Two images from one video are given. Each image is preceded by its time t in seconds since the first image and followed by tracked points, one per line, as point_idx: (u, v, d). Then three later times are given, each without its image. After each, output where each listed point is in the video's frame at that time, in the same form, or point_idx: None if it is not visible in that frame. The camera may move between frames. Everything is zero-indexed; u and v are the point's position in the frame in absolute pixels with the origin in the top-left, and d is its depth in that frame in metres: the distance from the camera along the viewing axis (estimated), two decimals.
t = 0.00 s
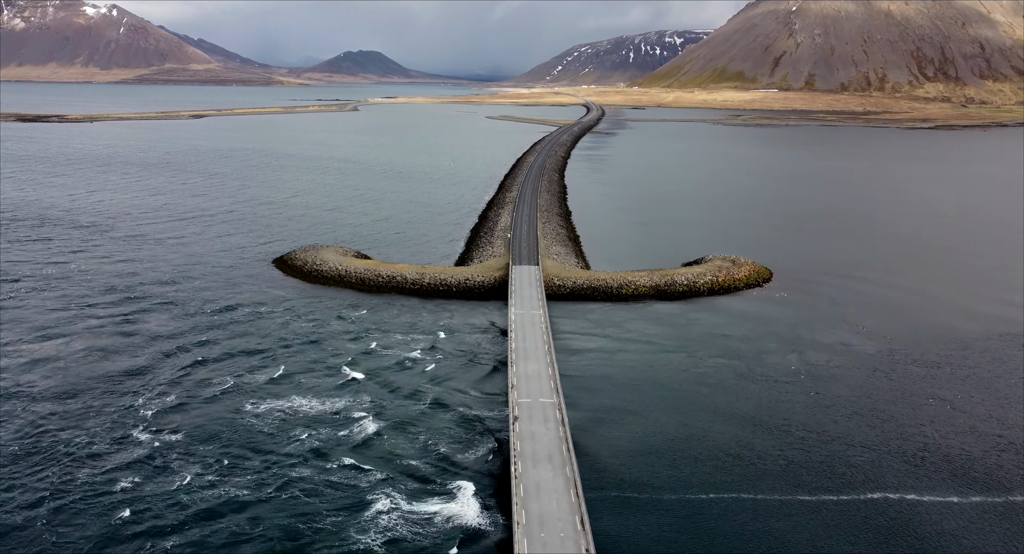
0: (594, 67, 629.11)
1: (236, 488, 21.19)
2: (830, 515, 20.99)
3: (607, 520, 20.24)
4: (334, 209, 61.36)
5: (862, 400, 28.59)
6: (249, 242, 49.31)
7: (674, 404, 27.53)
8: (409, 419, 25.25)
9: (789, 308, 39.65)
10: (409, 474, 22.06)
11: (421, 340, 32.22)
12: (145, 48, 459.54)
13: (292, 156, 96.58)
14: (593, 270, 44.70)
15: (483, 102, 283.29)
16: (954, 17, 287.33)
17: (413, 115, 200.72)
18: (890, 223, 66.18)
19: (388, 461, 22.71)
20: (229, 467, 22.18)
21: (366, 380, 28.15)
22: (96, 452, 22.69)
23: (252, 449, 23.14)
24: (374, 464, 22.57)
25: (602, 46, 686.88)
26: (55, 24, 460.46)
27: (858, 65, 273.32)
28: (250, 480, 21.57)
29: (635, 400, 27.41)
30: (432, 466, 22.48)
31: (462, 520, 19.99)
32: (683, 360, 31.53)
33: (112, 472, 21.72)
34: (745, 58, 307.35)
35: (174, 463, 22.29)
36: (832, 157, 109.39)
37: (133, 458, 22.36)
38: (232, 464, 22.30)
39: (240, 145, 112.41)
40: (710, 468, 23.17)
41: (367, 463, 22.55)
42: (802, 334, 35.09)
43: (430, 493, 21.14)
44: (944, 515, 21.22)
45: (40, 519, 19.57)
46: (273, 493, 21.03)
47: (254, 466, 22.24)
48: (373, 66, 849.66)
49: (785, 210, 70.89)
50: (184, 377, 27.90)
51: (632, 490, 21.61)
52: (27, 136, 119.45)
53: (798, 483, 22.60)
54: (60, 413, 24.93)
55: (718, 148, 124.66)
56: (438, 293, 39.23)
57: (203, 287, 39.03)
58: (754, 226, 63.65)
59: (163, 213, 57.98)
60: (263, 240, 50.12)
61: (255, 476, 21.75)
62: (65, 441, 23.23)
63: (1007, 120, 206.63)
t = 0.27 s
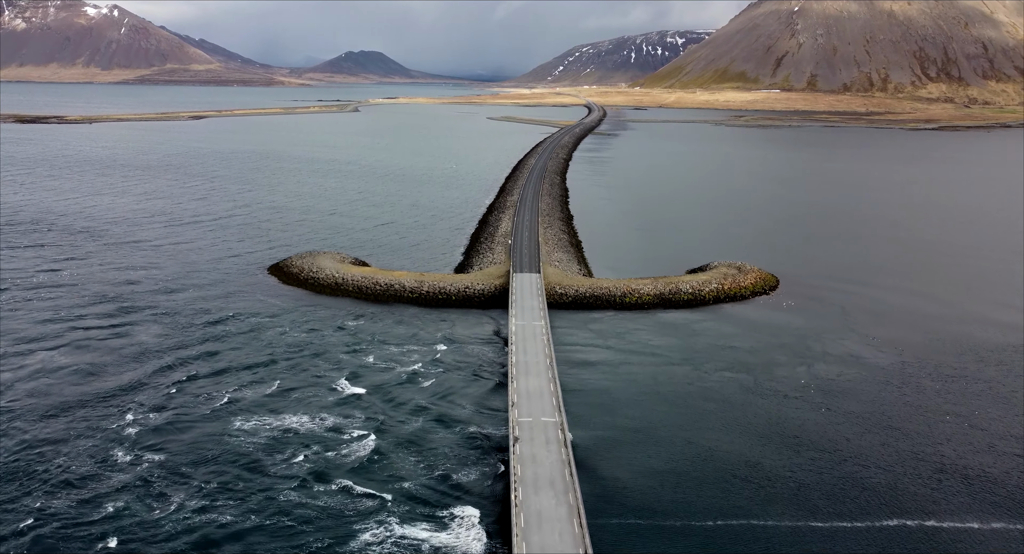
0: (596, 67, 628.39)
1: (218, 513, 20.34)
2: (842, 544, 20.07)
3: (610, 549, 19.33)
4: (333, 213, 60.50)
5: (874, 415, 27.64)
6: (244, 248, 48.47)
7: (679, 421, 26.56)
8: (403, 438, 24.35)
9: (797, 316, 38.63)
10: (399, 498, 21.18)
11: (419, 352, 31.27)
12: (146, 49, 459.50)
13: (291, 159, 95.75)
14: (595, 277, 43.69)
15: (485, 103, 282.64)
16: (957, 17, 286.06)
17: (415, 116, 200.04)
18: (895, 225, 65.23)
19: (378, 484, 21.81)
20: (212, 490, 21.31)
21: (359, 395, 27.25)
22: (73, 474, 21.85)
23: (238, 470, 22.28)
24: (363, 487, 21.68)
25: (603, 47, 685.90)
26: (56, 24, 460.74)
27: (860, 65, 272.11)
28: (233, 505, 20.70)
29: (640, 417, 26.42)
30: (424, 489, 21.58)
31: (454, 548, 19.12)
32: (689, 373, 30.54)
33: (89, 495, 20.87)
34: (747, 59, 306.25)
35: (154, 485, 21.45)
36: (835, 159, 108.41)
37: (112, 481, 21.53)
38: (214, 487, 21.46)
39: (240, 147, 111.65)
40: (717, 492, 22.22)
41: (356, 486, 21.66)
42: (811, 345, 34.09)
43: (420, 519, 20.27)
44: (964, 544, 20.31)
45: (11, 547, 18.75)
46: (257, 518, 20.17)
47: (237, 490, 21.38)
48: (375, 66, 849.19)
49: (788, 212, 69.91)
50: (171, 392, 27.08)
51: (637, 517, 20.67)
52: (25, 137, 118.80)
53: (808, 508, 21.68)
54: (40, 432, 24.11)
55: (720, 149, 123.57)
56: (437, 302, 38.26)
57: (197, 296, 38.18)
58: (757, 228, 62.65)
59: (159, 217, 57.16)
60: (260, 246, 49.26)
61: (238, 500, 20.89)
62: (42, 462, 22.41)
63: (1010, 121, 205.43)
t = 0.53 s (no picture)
0: (597, 67, 627.29)
1: (200, 542, 19.48)
2: None
3: None
4: (331, 218, 59.59)
5: (886, 431, 26.69)
6: (240, 254, 47.57)
7: (684, 439, 25.62)
8: (396, 458, 23.46)
9: (804, 324, 37.64)
10: (390, 525, 20.27)
11: (416, 365, 30.36)
12: (147, 49, 458.86)
13: (290, 161, 94.86)
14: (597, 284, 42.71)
15: (486, 103, 281.74)
16: (959, 16, 284.71)
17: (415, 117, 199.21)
18: (900, 228, 64.27)
19: (368, 509, 20.90)
20: (194, 517, 20.45)
21: (352, 411, 26.35)
22: (50, 498, 20.97)
23: (224, 493, 21.46)
24: (352, 513, 20.77)
25: (604, 46, 684.46)
26: (57, 25, 460.64)
27: (862, 65, 270.74)
28: (216, 534, 19.84)
29: (645, 436, 25.46)
30: (416, 515, 20.67)
31: None
32: (694, 387, 29.55)
33: (65, 523, 20.00)
34: (748, 59, 305.08)
35: (133, 511, 20.59)
36: (838, 160, 107.38)
37: (89, 507, 20.63)
38: (196, 514, 20.58)
39: (238, 149, 110.75)
40: (726, 517, 21.27)
41: (345, 512, 20.76)
42: (820, 356, 33.10)
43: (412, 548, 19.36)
44: None
45: None
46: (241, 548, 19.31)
47: (221, 517, 20.50)
48: (376, 67, 848.42)
49: (792, 214, 68.91)
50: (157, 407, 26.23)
51: (644, 545, 19.74)
52: (22, 139, 117.91)
53: (819, 535, 20.75)
54: (19, 452, 23.24)
55: (721, 151, 122.50)
56: (435, 311, 37.31)
57: (189, 306, 37.31)
58: (761, 231, 61.67)
59: (154, 222, 56.27)
60: (255, 252, 48.35)
61: (221, 528, 20.02)
62: (19, 485, 21.53)
63: (1014, 121, 204.10)
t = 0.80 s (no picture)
0: (598, 67, 626.36)
1: None
2: None
3: None
4: (329, 222, 58.69)
5: (899, 448, 25.67)
6: (236, 260, 46.71)
7: (690, 457, 24.66)
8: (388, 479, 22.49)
9: (813, 333, 36.60)
10: None
11: (413, 378, 29.41)
12: (148, 50, 459.00)
13: (289, 163, 94.04)
14: (600, 292, 41.73)
15: (487, 104, 280.65)
16: (962, 17, 283.44)
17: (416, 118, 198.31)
18: (905, 231, 63.28)
19: (358, 536, 19.97)
20: (175, 545, 19.53)
21: (345, 427, 25.42)
22: (24, 524, 20.01)
23: (206, 519, 20.53)
24: (341, 541, 19.81)
25: (606, 47, 683.54)
26: (58, 26, 460.88)
27: (865, 65, 269.42)
28: None
29: (650, 456, 24.46)
30: (409, 543, 19.71)
31: None
32: (700, 402, 28.57)
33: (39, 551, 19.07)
34: (750, 59, 303.93)
35: (110, 539, 19.62)
36: (840, 161, 106.31)
37: (66, 533, 19.69)
38: (177, 543, 19.63)
39: (238, 151, 110.01)
40: (735, 544, 20.31)
41: (334, 540, 19.80)
42: (831, 367, 32.03)
43: None
44: None
45: None
46: None
47: (204, 545, 19.58)
48: (377, 67, 849.10)
49: (795, 217, 67.92)
50: (140, 422, 25.27)
51: None
52: (21, 141, 117.35)
53: None
54: None
55: (723, 152, 121.52)
56: (434, 320, 36.37)
57: (181, 313, 36.40)
58: (764, 234, 60.70)
59: (149, 227, 55.44)
60: (251, 258, 47.44)
61: None
62: None
63: (1017, 121, 202.67)
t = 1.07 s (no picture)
0: (599, 67, 625.17)
1: None
2: None
3: None
4: (327, 226, 57.74)
5: (916, 467, 24.70)
6: (231, 266, 45.83)
7: (696, 478, 23.68)
8: (380, 503, 21.54)
9: (822, 343, 35.56)
10: None
11: (410, 391, 28.47)
12: (149, 51, 458.51)
13: (288, 166, 93.13)
14: (603, 300, 40.78)
15: (488, 104, 279.68)
16: (964, 16, 281.97)
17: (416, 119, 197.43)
18: (910, 233, 62.23)
19: None
20: None
21: (336, 446, 24.47)
22: None
23: (188, 547, 19.56)
24: None
25: (607, 47, 682.44)
26: (59, 26, 460.79)
27: (867, 65, 268.01)
28: None
29: (656, 477, 23.53)
30: None
31: None
32: (708, 417, 27.60)
33: None
34: (752, 59, 302.67)
35: None
36: (843, 162, 105.22)
37: None
38: None
39: (236, 153, 109.18)
40: None
41: None
42: (841, 380, 31.05)
43: None
44: None
45: None
46: None
47: None
48: (378, 68, 848.99)
49: (798, 218, 66.86)
50: (123, 440, 24.32)
51: None
52: (19, 143, 116.57)
53: None
54: None
55: (724, 153, 120.47)
56: (432, 330, 35.43)
57: (173, 323, 35.47)
58: (767, 235, 59.64)
59: (144, 232, 54.52)
60: (246, 264, 46.48)
61: None
62: None
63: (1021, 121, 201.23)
